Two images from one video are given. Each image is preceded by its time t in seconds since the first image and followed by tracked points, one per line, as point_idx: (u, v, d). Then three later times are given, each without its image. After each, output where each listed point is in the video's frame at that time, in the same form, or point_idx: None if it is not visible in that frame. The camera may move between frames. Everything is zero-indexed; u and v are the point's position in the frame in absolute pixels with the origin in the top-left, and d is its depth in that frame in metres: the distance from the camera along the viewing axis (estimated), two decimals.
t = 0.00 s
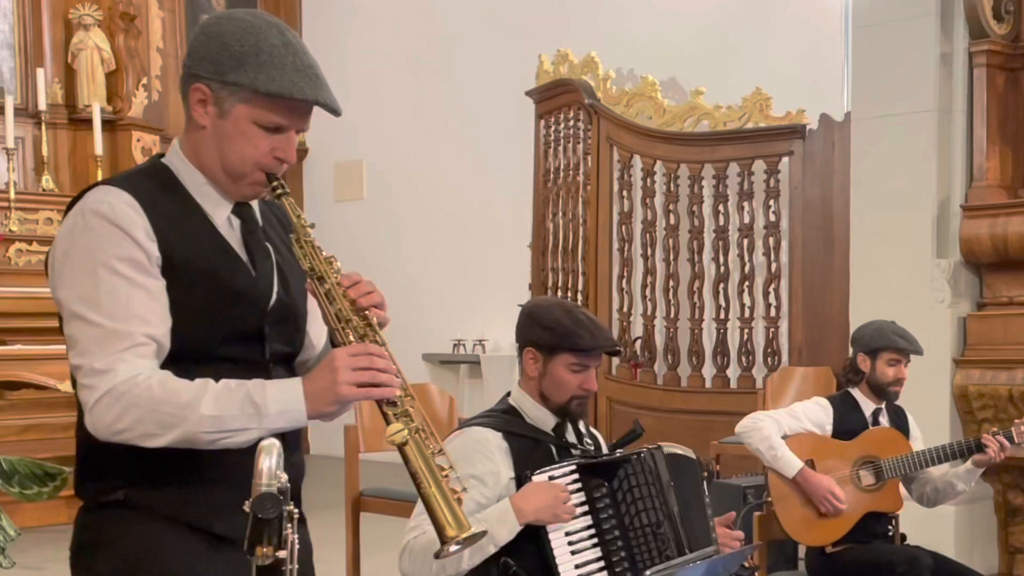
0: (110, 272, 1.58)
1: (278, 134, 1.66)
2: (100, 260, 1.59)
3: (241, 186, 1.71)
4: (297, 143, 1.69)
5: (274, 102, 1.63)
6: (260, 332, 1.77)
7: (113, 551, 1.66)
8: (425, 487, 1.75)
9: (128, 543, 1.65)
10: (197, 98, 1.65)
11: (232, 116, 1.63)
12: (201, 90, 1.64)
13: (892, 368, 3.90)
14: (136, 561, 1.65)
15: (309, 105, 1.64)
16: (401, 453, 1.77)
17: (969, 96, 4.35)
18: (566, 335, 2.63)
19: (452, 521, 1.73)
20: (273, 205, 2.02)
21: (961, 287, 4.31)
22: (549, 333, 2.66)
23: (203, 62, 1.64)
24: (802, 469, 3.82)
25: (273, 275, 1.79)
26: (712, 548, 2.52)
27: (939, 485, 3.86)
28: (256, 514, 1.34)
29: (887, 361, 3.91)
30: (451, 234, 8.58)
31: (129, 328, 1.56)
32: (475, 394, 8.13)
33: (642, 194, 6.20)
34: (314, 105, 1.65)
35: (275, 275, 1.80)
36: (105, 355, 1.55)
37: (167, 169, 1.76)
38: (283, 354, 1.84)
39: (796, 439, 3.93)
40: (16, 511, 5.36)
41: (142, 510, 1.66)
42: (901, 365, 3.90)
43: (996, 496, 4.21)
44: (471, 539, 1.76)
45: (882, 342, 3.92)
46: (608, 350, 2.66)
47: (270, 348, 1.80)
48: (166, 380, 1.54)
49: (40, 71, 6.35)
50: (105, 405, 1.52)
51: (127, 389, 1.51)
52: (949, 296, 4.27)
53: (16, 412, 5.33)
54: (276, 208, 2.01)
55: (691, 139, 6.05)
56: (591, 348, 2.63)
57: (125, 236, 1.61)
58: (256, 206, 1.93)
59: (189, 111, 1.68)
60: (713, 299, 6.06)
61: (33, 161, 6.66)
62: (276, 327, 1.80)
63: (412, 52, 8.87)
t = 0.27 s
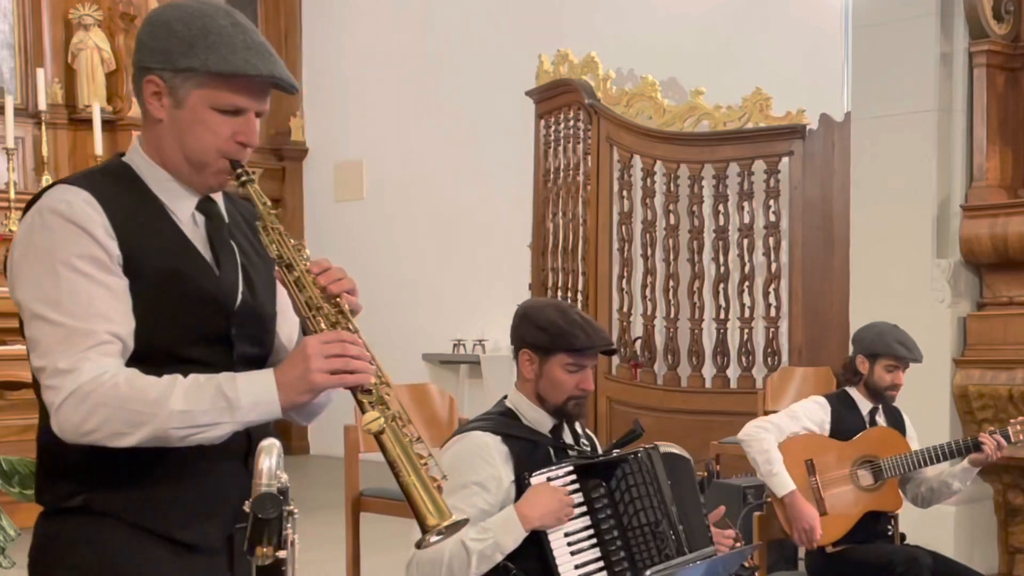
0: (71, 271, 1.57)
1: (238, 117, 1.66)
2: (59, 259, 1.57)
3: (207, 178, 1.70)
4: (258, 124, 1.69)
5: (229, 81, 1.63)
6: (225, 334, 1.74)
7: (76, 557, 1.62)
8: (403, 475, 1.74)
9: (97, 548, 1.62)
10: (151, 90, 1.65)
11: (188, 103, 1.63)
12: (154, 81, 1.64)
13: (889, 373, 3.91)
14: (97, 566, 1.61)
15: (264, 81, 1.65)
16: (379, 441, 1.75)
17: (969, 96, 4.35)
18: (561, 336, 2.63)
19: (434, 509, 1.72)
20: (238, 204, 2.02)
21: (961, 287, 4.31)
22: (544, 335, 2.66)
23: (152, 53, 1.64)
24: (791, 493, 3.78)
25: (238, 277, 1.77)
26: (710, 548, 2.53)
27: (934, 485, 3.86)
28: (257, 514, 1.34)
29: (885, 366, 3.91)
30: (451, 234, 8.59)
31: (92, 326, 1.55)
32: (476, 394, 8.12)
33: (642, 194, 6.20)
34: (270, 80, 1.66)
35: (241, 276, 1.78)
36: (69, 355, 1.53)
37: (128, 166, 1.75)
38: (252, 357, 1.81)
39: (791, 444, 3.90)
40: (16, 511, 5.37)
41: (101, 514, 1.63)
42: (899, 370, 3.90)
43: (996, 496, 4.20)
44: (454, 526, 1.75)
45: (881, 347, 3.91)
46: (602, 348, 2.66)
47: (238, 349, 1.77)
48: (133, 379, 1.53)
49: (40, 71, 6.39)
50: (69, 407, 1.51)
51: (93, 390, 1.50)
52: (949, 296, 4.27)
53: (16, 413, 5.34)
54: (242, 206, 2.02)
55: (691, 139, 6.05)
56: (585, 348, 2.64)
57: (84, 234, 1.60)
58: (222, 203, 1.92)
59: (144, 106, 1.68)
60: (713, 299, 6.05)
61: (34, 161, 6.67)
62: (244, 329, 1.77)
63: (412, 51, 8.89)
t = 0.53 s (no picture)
0: (55, 274, 1.57)
1: (216, 105, 1.68)
2: (44, 262, 1.57)
3: (192, 172, 1.71)
4: (236, 112, 1.71)
5: (203, 69, 1.66)
6: (214, 334, 1.74)
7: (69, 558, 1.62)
8: (390, 470, 1.75)
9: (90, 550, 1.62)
10: (126, 89, 1.66)
11: (166, 96, 1.65)
12: (129, 78, 1.65)
13: (881, 384, 3.93)
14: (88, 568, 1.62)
15: (238, 63, 1.68)
16: (367, 435, 1.76)
17: (969, 96, 4.35)
18: (556, 333, 2.64)
19: (423, 505, 1.73)
20: (223, 201, 2.01)
21: (961, 287, 4.31)
22: (539, 332, 2.66)
23: (124, 51, 1.66)
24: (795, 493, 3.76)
25: (225, 278, 1.77)
26: (711, 548, 2.53)
27: (930, 481, 3.90)
28: (257, 514, 1.34)
29: (876, 374, 3.92)
30: (451, 233, 8.59)
31: (78, 330, 1.55)
32: (476, 394, 8.12)
33: (642, 194, 6.20)
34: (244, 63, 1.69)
35: (226, 276, 1.78)
36: (55, 359, 1.53)
37: (109, 165, 1.75)
38: (242, 357, 1.81)
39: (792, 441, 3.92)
40: (16, 511, 5.38)
41: (90, 518, 1.63)
42: (891, 378, 3.91)
43: (996, 496, 4.20)
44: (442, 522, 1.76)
45: (873, 356, 3.90)
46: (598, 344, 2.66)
47: (227, 348, 1.77)
48: (120, 381, 1.52)
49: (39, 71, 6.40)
50: (57, 411, 1.51)
51: (82, 393, 1.50)
52: (949, 296, 4.27)
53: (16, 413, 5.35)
54: (228, 202, 2.03)
55: (690, 139, 6.04)
56: (580, 343, 2.63)
57: (66, 235, 1.59)
58: (206, 200, 1.92)
59: (120, 106, 1.69)
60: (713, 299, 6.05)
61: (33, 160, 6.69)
62: (232, 329, 1.77)
63: (411, 51, 8.89)
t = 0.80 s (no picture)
0: (69, 275, 1.57)
1: (226, 104, 1.68)
2: (58, 263, 1.58)
3: (205, 170, 1.71)
4: (246, 110, 1.71)
5: (212, 69, 1.65)
6: (225, 332, 1.75)
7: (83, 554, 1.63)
8: (400, 471, 1.77)
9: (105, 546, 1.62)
10: (136, 90, 1.66)
11: (177, 96, 1.65)
12: (138, 79, 1.65)
13: (878, 386, 3.95)
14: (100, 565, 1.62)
15: (247, 62, 1.67)
16: (376, 435, 1.76)
17: (969, 96, 4.35)
18: (546, 327, 2.68)
19: (433, 504, 1.78)
20: (232, 196, 2.01)
21: (961, 287, 4.31)
22: (529, 328, 2.70)
23: (131, 52, 1.66)
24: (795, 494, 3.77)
25: (237, 274, 1.77)
26: (709, 548, 2.52)
27: (926, 480, 3.92)
28: (257, 514, 1.34)
29: (872, 377, 3.94)
30: (451, 233, 8.59)
31: (92, 330, 1.55)
32: (475, 394, 8.12)
33: (642, 194, 6.20)
34: (252, 61, 1.68)
35: (237, 274, 1.78)
36: (69, 360, 1.54)
37: (121, 165, 1.75)
38: (253, 353, 1.82)
39: (788, 447, 3.91)
40: (18, 511, 5.39)
41: (105, 514, 1.64)
42: (887, 381, 3.94)
43: (996, 496, 4.20)
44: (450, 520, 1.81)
45: (868, 358, 3.93)
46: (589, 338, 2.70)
47: (238, 346, 1.78)
48: (134, 382, 1.54)
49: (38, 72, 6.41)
50: (72, 412, 1.52)
51: (97, 394, 1.51)
52: (949, 296, 4.27)
53: (16, 413, 5.35)
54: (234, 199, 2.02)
55: (691, 139, 6.04)
56: (571, 337, 2.68)
57: (78, 237, 1.60)
58: (217, 198, 1.92)
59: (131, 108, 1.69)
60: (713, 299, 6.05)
61: (33, 160, 6.69)
62: (242, 325, 1.77)
63: (410, 51, 8.91)
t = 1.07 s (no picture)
0: (102, 275, 1.61)
1: (261, 117, 1.71)
2: (91, 263, 1.61)
3: (234, 176, 1.76)
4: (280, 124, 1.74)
5: (251, 82, 1.69)
6: (252, 331, 1.80)
7: (109, 546, 1.69)
8: (418, 479, 1.77)
9: (129, 540, 1.69)
10: (175, 93, 1.70)
11: (213, 105, 1.69)
12: (177, 84, 1.69)
13: (875, 390, 3.95)
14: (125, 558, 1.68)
15: (285, 79, 1.70)
16: (396, 444, 1.78)
17: (969, 96, 4.35)
18: (543, 322, 2.72)
19: (449, 510, 1.74)
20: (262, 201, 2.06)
21: (961, 287, 4.31)
22: (525, 324, 2.75)
23: (174, 57, 1.69)
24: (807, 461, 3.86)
25: (263, 274, 1.82)
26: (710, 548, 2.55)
27: (926, 479, 3.91)
28: (257, 515, 1.34)
29: (871, 380, 3.94)
30: (451, 233, 8.60)
31: (123, 331, 1.59)
32: (475, 394, 8.11)
33: (642, 194, 6.20)
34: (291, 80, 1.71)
35: (265, 275, 1.83)
36: (100, 359, 1.58)
37: (153, 167, 1.80)
38: (277, 352, 1.87)
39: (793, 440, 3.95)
40: (19, 511, 5.40)
41: (132, 508, 1.70)
42: (885, 385, 3.93)
43: (996, 496, 4.19)
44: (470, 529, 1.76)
45: (866, 362, 3.91)
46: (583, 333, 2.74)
47: (263, 345, 1.83)
48: (163, 383, 1.58)
49: (38, 72, 6.43)
50: (104, 408, 1.56)
51: (126, 392, 1.56)
52: (949, 295, 4.26)
53: (16, 413, 5.36)
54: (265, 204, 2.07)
55: (691, 139, 6.04)
56: (566, 331, 2.72)
57: (110, 238, 1.64)
58: (246, 203, 1.96)
59: (167, 108, 1.73)
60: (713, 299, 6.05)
61: (34, 161, 6.70)
62: (268, 325, 1.83)
63: (410, 51, 8.91)
